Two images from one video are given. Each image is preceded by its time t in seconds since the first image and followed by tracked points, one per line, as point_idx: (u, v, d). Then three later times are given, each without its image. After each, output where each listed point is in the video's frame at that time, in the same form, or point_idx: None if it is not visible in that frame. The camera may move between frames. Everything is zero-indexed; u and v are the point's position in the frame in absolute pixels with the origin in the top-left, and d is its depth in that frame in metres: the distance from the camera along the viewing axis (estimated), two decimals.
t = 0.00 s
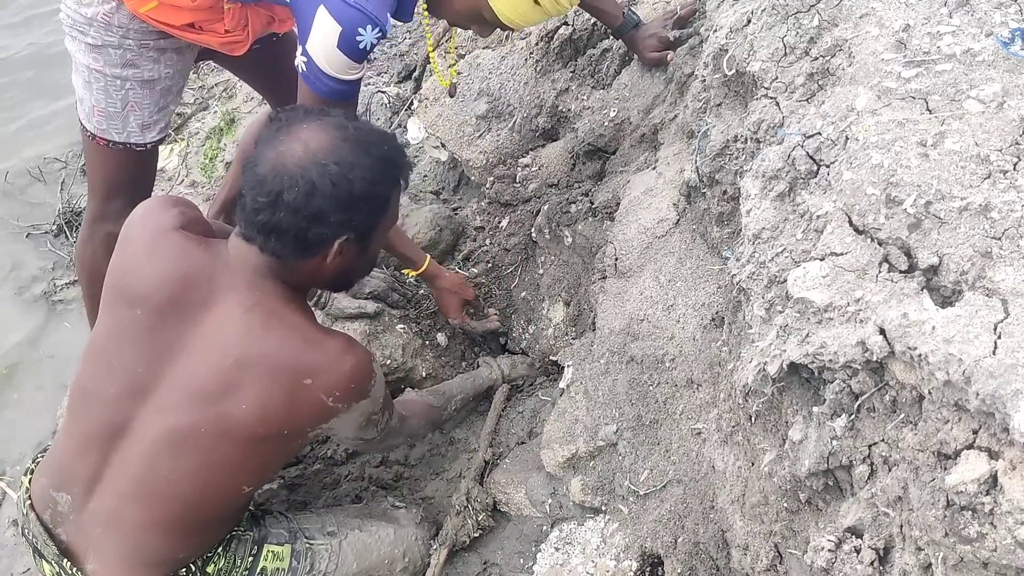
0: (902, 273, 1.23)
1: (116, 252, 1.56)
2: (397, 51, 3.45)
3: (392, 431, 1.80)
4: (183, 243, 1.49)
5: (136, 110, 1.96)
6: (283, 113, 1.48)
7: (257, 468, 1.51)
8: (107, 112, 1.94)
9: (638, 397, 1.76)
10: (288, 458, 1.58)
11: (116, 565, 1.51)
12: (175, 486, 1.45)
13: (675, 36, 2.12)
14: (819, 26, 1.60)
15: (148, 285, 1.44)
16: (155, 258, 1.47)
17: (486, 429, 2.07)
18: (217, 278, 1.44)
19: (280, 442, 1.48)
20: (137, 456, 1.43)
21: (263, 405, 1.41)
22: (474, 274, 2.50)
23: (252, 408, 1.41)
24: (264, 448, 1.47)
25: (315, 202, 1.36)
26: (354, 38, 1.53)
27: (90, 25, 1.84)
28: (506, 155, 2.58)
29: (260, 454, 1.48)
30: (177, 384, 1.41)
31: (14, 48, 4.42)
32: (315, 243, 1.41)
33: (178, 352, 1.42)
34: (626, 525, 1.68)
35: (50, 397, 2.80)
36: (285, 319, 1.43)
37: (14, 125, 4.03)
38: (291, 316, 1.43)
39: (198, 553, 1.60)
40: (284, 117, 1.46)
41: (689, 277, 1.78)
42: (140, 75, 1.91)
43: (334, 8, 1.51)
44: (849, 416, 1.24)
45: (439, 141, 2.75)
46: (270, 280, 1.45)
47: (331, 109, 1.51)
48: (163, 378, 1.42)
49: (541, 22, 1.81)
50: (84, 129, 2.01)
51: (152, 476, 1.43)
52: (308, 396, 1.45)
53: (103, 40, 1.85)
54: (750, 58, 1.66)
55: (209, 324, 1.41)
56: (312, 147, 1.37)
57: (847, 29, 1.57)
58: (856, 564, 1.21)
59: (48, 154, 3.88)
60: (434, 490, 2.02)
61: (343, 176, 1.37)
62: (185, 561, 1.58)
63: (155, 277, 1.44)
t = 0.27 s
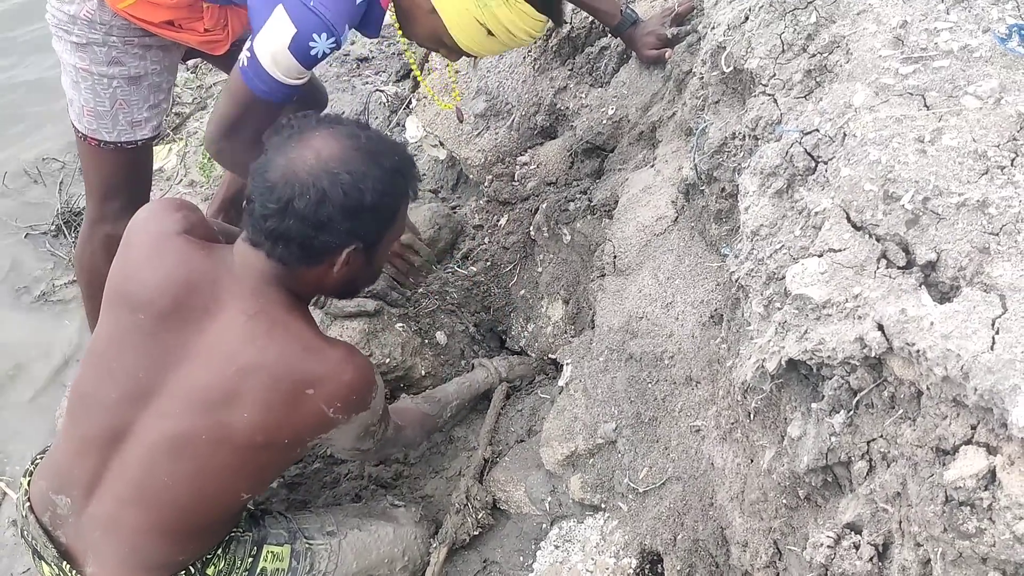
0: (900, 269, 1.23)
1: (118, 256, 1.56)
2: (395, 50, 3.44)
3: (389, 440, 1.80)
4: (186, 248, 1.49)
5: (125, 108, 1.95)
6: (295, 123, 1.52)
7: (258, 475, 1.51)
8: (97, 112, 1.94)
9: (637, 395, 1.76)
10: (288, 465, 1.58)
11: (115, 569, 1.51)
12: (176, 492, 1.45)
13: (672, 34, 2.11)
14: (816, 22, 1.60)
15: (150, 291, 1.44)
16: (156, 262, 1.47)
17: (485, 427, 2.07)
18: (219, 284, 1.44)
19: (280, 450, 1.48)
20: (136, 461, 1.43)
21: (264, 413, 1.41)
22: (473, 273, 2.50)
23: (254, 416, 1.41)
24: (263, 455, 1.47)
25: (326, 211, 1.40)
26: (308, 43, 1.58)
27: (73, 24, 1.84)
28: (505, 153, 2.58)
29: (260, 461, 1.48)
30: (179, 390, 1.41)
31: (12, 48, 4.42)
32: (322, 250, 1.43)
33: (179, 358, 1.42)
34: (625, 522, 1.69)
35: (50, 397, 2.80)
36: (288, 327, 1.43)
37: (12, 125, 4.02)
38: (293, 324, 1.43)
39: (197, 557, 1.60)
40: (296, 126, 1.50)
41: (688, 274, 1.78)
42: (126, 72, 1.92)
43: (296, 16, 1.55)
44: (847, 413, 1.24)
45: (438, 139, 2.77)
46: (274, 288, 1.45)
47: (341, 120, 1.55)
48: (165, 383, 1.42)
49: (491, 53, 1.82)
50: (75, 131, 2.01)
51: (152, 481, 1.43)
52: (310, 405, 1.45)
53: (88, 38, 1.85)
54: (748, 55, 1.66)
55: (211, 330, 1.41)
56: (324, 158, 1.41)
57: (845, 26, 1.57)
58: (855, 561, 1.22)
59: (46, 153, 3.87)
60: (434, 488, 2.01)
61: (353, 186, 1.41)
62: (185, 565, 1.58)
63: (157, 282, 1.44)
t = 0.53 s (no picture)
0: (896, 270, 1.23)
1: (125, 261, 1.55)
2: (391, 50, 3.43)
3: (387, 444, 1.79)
4: (194, 257, 1.49)
5: (103, 102, 1.94)
6: (313, 136, 1.52)
7: (259, 486, 1.50)
8: (76, 109, 1.93)
9: (634, 395, 1.76)
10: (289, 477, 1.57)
11: None
12: (176, 501, 1.44)
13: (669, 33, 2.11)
14: (812, 22, 1.60)
15: (157, 298, 1.44)
16: (163, 270, 1.46)
17: (482, 428, 2.06)
18: (226, 294, 1.44)
19: (281, 463, 1.47)
20: (137, 468, 1.43)
21: (269, 425, 1.41)
22: (470, 273, 2.50)
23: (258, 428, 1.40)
24: (265, 468, 1.46)
25: (342, 227, 1.40)
26: (249, 51, 1.61)
27: (40, 22, 1.84)
28: (502, 153, 2.58)
29: (262, 473, 1.47)
30: (183, 399, 1.40)
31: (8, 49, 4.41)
32: (335, 263, 1.44)
33: (184, 367, 1.41)
34: (622, 523, 1.68)
35: (46, 399, 2.79)
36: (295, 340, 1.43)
37: (8, 127, 4.02)
38: (300, 337, 1.43)
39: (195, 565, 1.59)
40: (312, 139, 1.50)
41: (685, 275, 1.78)
42: (99, 65, 1.91)
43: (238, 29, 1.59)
44: (844, 413, 1.24)
45: (435, 140, 2.77)
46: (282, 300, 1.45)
47: (359, 133, 1.56)
48: (169, 392, 1.41)
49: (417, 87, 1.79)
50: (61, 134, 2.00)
51: (154, 489, 1.43)
52: (315, 419, 1.44)
53: (56, 34, 1.85)
54: (744, 56, 1.66)
55: (218, 341, 1.41)
56: (342, 174, 1.42)
57: (840, 26, 1.57)
58: (852, 561, 1.22)
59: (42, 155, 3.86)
60: (432, 489, 2.01)
61: (371, 204, 1.41)
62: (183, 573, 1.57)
63: (165, 290, 1.44)
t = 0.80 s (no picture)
0: (892, 271, 1.23)
1: (125, 264, 1.54)
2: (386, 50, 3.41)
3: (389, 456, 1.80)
4: (196, 262, 1.47)
5: (83, 86, 1.94)
6: (318, 143, 1.50)
7: (258, 494, 1.49)
8: (58, 95, 1.94)
9: (630, 396, 1.75)
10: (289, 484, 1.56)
11: None
12: (174, 507, 1.43)
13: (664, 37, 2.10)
14: (808, 22, 1.60)
15: (158, 304, 1.43)
16: (164, 276, 1.45)
17: (477, 429, 2.05)
18: (226, 301, 1.42)
19: (280, 470, 1.46)
20: (136, 474, 1.42)
21: (270, 434, 1.40)
22: (465, 274, 2.49)
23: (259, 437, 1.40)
24: (263, 475, 1.46)
25: (347, 236, 1.38)
26: (185, 24, 1.68)
27: (18, 9, 1.88)
28: (497, 153, 2.54)
29: (262, 480, 1.47)
30: (183, 406, 1.39)
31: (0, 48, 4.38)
32: (338, 272, 1.42)
33: (184, 375, 1.40)
34: (618, 525, 1.68)
35: (40, 401, 2.77)
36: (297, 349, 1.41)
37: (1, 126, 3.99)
38: (301, 345, 1.42)
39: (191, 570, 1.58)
40: (317, 146, 1.49)
41: (681, 276, 1.77)
42: (76, 49, 1.93)
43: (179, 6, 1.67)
44: (840, 415, 1.24)
45: (430, 140, 2.73)
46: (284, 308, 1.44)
47: (364, 140, 1.54)
48: (169, 399, 1.40)
49: (347, 80, 1.71)
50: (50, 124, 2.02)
51: (152, 496, 1.42)
52: (316, 429, 1.43)
53: (32, 20, 1.88)
54: (739, 56, 1.66)
55: (219, 349, 1.39)
56: (348, 183, 1.40)
57: (836, 26, 1.57)
58: (848, 563, 1.21)
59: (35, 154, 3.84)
60: (426, 491, 2.01)
61: (377, 212, 1.40)
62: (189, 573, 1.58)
63: (166, 296, 1.43)
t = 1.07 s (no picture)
0: (888, 271, 1.22)
1: (117, 265, 1.52)
2: (382, 49, 3.40)
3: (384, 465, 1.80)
4: (188, 263, 1.46)
5: (60, 73, 1.93)
6: (310, 141, 1.48)
7: (252, 495, 1.49)
8: (37, 81, 1.94)
9: (626, 396, 1.75)
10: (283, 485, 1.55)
11: None
12: (168, 509, 1.43)
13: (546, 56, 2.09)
14: (804, 21, 1.59)
15: (150, 306, 1.41)
16: (156, 277, 1.44)
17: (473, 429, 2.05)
18: (219, 302, 1.41)
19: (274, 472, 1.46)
20: (129, 477, 1.41)
21: (263, 436, 1.39)
22: (461, 273, 2.48)
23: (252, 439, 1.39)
24: (257, 477, 1.45)
25: (342, 237, 1.36)
26: None
27: None
28: (493, 152, 2.54)
29: (256, 482, 1.46)
30: (175, 409, 1.38)
31: None
32: (333, 273, 1.40)
33: (176, 378, 1.38)
34: (613, 525, 1.68)
35: (33, 401, 2.76)
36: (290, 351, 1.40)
37: None
38: (294, 347, 1.40)
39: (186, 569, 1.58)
40: (308, 146, 1.46)
41: (676, 275, 1.77)
42: (53, 36, 1.92)
43: None
44: (836, 415, 1.23)
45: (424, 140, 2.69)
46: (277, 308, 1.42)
47: (356, 138, 1.51)
48: (161, 402, 1.39)
49: (285, 31, 1.74)
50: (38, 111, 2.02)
51: (146, 498, 1.41)
52: (309, 432, 1.42)
53: (11, 9, 1.89)
54: (735, 55, 1.65)
55: (211, 351, 1.38)
56: (342, 182, 1.37)
57: (832, 25, 1.56)
58: (844, 564, 1.21)
59: (29, 153, 3.82)
60: (422, 491, 1.99)
61: (372, 212, 1.37)
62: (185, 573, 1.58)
63: (157, 297, 1.41)
